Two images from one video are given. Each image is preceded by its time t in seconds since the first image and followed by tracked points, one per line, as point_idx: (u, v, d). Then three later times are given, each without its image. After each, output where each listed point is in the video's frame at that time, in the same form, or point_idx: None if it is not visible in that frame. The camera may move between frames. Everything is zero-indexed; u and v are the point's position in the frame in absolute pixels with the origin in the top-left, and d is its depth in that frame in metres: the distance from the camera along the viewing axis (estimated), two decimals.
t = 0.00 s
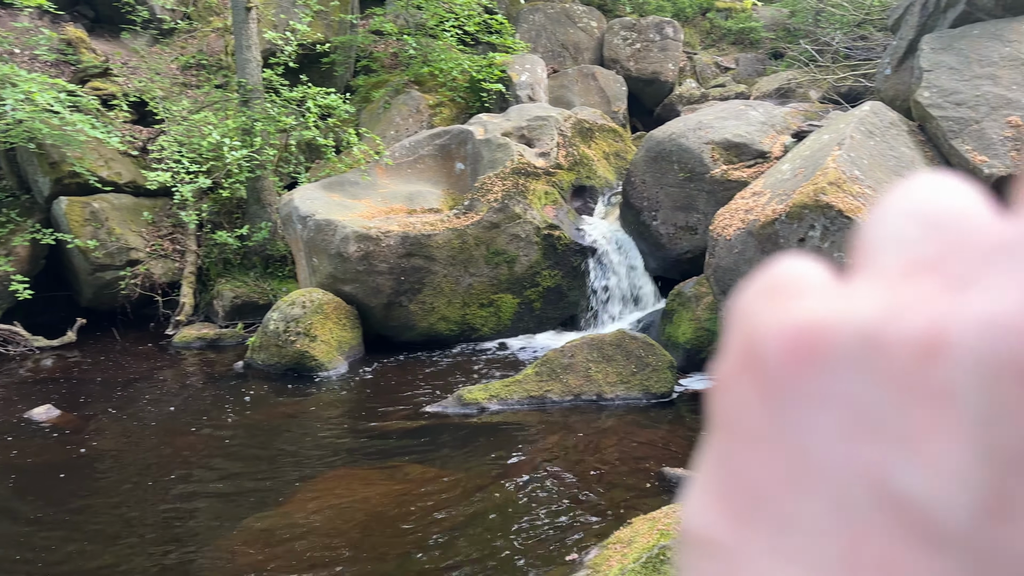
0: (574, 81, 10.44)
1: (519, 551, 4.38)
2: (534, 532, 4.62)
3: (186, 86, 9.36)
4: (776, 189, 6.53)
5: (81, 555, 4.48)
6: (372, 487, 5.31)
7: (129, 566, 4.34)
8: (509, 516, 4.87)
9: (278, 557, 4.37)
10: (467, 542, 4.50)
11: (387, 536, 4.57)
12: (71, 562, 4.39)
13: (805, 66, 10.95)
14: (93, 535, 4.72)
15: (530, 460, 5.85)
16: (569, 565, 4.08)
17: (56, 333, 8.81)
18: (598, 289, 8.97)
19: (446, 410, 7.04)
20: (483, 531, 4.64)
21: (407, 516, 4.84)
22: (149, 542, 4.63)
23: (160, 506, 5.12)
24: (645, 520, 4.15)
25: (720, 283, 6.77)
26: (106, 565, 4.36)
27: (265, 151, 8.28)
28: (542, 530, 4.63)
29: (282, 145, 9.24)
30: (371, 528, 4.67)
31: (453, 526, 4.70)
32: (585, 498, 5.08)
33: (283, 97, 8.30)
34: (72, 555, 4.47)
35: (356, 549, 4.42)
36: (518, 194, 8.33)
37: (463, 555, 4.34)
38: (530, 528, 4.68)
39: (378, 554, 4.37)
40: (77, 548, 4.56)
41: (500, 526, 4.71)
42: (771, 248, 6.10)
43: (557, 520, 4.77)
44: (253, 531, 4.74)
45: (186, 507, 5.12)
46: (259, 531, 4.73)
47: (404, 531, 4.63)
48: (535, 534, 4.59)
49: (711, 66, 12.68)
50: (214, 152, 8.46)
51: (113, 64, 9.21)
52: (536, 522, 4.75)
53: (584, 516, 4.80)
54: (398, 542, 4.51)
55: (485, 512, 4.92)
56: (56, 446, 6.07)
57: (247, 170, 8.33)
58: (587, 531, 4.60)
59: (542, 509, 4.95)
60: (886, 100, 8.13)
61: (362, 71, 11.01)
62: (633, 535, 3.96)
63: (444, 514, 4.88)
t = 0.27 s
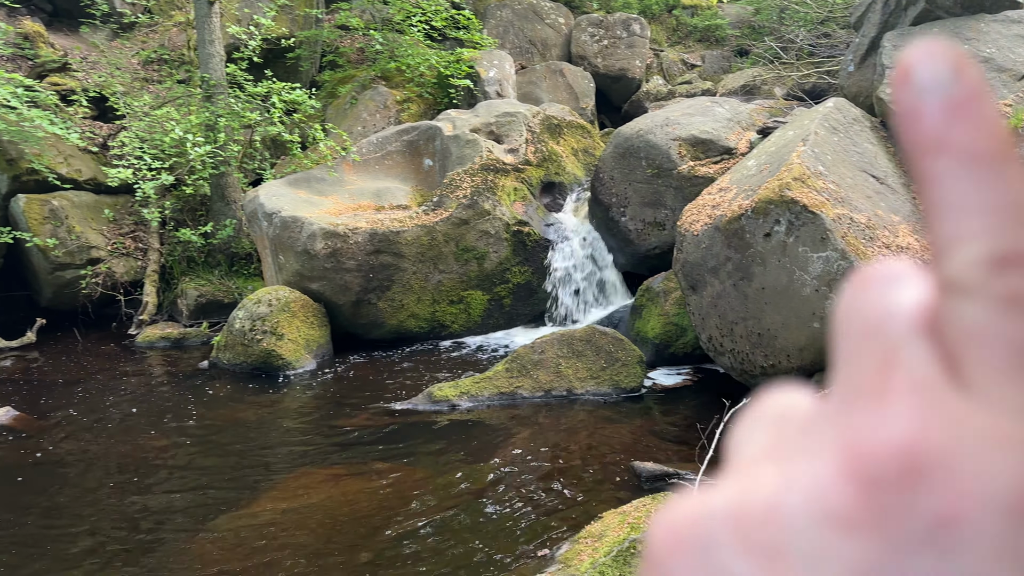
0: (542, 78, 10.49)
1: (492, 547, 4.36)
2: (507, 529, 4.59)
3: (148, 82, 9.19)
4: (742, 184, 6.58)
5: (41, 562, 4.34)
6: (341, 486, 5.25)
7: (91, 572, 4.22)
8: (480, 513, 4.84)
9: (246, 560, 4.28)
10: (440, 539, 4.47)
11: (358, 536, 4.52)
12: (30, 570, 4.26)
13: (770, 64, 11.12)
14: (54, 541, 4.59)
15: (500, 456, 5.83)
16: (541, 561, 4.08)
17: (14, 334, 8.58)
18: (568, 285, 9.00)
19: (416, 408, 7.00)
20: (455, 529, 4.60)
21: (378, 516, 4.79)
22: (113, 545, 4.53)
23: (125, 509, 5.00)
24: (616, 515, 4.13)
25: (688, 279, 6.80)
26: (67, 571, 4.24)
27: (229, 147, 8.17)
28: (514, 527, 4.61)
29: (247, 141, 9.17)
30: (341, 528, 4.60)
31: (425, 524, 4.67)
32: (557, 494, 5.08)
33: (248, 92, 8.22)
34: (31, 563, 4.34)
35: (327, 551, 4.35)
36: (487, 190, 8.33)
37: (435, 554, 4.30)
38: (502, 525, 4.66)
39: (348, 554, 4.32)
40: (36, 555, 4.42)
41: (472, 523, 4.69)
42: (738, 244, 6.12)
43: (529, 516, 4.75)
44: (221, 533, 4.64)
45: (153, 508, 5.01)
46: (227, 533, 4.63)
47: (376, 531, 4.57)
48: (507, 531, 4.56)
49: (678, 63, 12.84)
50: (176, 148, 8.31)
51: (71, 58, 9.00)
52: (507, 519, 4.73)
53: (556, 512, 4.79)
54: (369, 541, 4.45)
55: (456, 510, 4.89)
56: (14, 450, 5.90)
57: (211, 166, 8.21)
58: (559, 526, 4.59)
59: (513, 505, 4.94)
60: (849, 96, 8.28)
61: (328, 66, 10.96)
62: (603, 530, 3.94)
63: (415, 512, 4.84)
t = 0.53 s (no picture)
0: (516, 74, 10.51)
1: (469, 544, 4.34)
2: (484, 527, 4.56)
3: (116, 77, 9.06)
4: (715, 180, 6.63)
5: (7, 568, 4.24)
6: (316, 486, 5.20)
7: None
8: (457, 510, 4.81)
9: (219, 562, 4.21)
10: (416, 537, 4.44)
11: (333, 536, 4.46)
12: None
13: (743, 60, 11.25)
14: (20, 545, 4.48)
15: (476, 453, 5.82)
16: (518, 557, 4.06)
17: None
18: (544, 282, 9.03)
19: (392, 406, 6.96)
20: (432, 526, 4.57)
21: (353, 515, 4.74)
22: (82, 548, 4.43)
23: (94, 512, 4.89)
24: (593, 510, 4.09)
25: (663, 274, 6.84)
26: None
27: (200, 142, 8.07)
28: (491, 524, 4.59)
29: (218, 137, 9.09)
30: (316, 529, 4.55)
31: (401, 522, 4.63)
32: (534, 490, 5.07)
33: (219, 87, 8.11)
34: None
35: (302, 551, 4.29)
36: (462, 186, 8.32)
37: (412, 552, 4.27)
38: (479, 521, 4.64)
39: (323, 553, 4.27)
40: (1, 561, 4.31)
41: (448, 521, 4.66)
42: (711, 239, 6.18)
43: (505, 513, 4.74)
44: (193, 534, 4.56)
45: (123, 510, 4.92)
46: (199, 534, 4.56)
47: (352, 530, 4.53)
48: (484, 528, 4.54)
49: (651, 59, 12.95)
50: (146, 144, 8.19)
51: (36, 52, 8.82)
52: (484, 516, 4.72)
53: (531, 508, 4.78)
54: (345, 540, 4.41)
55: (432, 507, 4.87)
56: None
57: (181, 162, 8.11)
58: (535, 522, 4.59)
59: (490, 502, 4.92)
60: (820, 92, 8.39)
61: (300, 60, 10.92)
62: (578, 525, 3.91)
63: (391, 510, 4.80)
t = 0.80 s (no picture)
0: (496, 69, 10.51)
1: (451, 539, 4.33)
2: (465, 522, 4.56)
3: (90, 71, 8.96)
4: (694, 175, 6.67)
5: None
6: (296, 483, 5.17)
7: None
8: (438, 505, 4.81)
9: (199, 561, 4.18)
10: (397, 533, 4.43)
11: (313, 533, 4.44)
12: None
13: (721, 56, 11.34)
14: None
15: (457, 448, 5.82)
16: (499, 551, 4.06)
17: None
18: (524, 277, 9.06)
19: (373, 402, 6.94)
20: (413, 522, 4.57)
21: (334, 512, 4.72)
22: (57, 549, 4.37)
23: (70, 512, 4.83)
24: (573, 504, 4.11)
25: (642, 269, 6.87)
26: None
27: (176, 137, 7.99)
28: (472, 519, 4.59)
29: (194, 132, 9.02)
30: (296, 526, 4.52)
31: (381, 518, 4.62)
32: (514, 485, 5.09)
33: (195, 82, 8.01)
34: None
35: (282, 548, 4.27)
36: (442, 182, 8.32)
37: (393, 547, 4.26)
38: (459, 517, 4.64)
39: (304, 551, 4.25)
40: None
41: (429, 516, 4.66)
42: (690, 234, 6.20)
43: (486, 508, 4.74)
44: (172, 533, 4.52)
45: (99, 510, 4.85)
46: (178, 533, 4.51)
47: (333, 527, 4.51)
48: (465, 523, 4.54)
49: (630, 55, 13.03)
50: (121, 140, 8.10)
51: (8, 45, 8.68)
52: (464, 511, 4.72)
53: (511, 503, 4.79)
54: (325, 538, 4.39)
55: (412, 503, 4.86)
56: None
57: (158, 157, 8.03)
58: (516, 516, 4.60)
59: (470, 497, 4.92)
60: (797, 88, 8.46)
61: (278, 55, 10.87)
62: (558, 518, 3.92)
63: (372, 507, 4.79)
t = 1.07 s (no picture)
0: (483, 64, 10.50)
1: (436, 536, 4.32)
2: (452, 518, 4.54)
3: (73, 65, 8.89)
4: (681, 171, 6.68)
5: None
6: (281, 480, 5.14)
7: None
8: (424, 502, 4.80)
9: (183, 558, 4.14)
10: (383, 529, 4.41)
11: (299, 530, 4.41)
12: None
13: (707, 52, 11.38)
14: None
15: (443, 444, 5.81)
16: (487, 547, 4.04)
17: None
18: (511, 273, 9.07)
19: (359, 397, 6.92)
20: (399, 519, 4.55)
21: (320, 509, 4.69)
22: (40, 548, 4.32)
23: (53, 510, 4.79)
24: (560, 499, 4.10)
25: (629, 265, 6.87)
26: None
27: (159, 132, 7.92)
28: (458, 515, 4.58)
29: (178, 127, 8.95)
30: (282, 523, 4.49)
31: (368, 515, 4.60)
32: (501, 480, 5.08)
33: (179, 76, 7.95)
34: None
35: (268, 546, 4.24)
36: (429, 177, 8.30)
37: (380, 544, 4.24)
38: (446, 512, 4.63)
39: (290, 549, 4.21)
40: None
41: (415, 512, 4.64)
42: (677, 229, 6.19)
43: (472, 504, 4.74)
44: (157, 531, 4.48)
45: (82, 508, 4.81)
46: (163, 531, 4.47)
47: (319, 524, 4.48)
48: (452, 518, 4.53)
49: (617, 51, 13.04)
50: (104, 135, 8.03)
51: None
52: (451, 507, 4.70)
53: (498, 498, 4.79)
54: (311, 534, 4.36)
55: (398, 499, 4.84)
56: None
57: (141, 152, 7.98)
58: (502, 511, 4.59)
59: (457, 493, 4.92)
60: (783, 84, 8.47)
61: (262, 49, 10.82)
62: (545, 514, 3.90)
63: (359, 503, 4.77)
